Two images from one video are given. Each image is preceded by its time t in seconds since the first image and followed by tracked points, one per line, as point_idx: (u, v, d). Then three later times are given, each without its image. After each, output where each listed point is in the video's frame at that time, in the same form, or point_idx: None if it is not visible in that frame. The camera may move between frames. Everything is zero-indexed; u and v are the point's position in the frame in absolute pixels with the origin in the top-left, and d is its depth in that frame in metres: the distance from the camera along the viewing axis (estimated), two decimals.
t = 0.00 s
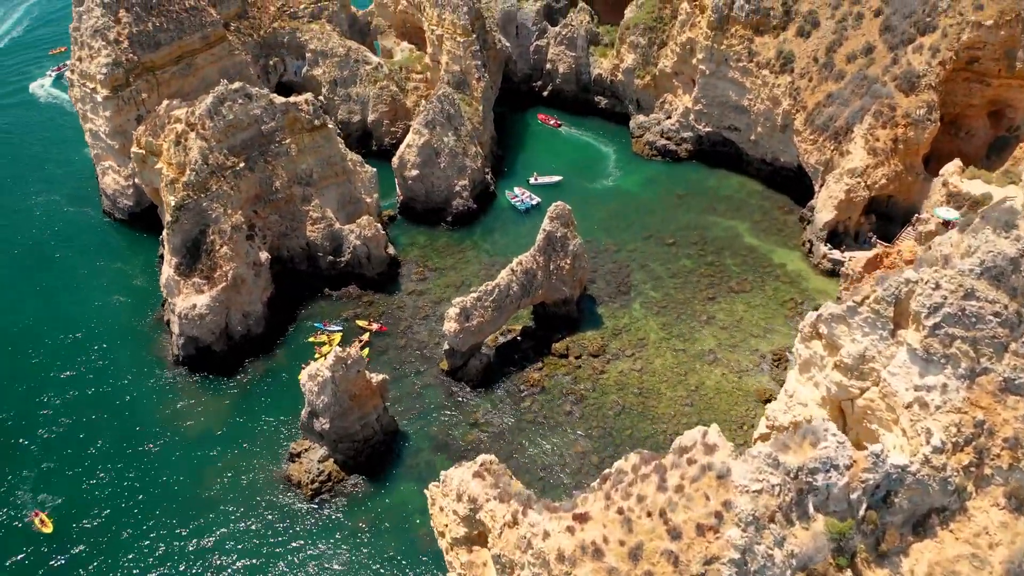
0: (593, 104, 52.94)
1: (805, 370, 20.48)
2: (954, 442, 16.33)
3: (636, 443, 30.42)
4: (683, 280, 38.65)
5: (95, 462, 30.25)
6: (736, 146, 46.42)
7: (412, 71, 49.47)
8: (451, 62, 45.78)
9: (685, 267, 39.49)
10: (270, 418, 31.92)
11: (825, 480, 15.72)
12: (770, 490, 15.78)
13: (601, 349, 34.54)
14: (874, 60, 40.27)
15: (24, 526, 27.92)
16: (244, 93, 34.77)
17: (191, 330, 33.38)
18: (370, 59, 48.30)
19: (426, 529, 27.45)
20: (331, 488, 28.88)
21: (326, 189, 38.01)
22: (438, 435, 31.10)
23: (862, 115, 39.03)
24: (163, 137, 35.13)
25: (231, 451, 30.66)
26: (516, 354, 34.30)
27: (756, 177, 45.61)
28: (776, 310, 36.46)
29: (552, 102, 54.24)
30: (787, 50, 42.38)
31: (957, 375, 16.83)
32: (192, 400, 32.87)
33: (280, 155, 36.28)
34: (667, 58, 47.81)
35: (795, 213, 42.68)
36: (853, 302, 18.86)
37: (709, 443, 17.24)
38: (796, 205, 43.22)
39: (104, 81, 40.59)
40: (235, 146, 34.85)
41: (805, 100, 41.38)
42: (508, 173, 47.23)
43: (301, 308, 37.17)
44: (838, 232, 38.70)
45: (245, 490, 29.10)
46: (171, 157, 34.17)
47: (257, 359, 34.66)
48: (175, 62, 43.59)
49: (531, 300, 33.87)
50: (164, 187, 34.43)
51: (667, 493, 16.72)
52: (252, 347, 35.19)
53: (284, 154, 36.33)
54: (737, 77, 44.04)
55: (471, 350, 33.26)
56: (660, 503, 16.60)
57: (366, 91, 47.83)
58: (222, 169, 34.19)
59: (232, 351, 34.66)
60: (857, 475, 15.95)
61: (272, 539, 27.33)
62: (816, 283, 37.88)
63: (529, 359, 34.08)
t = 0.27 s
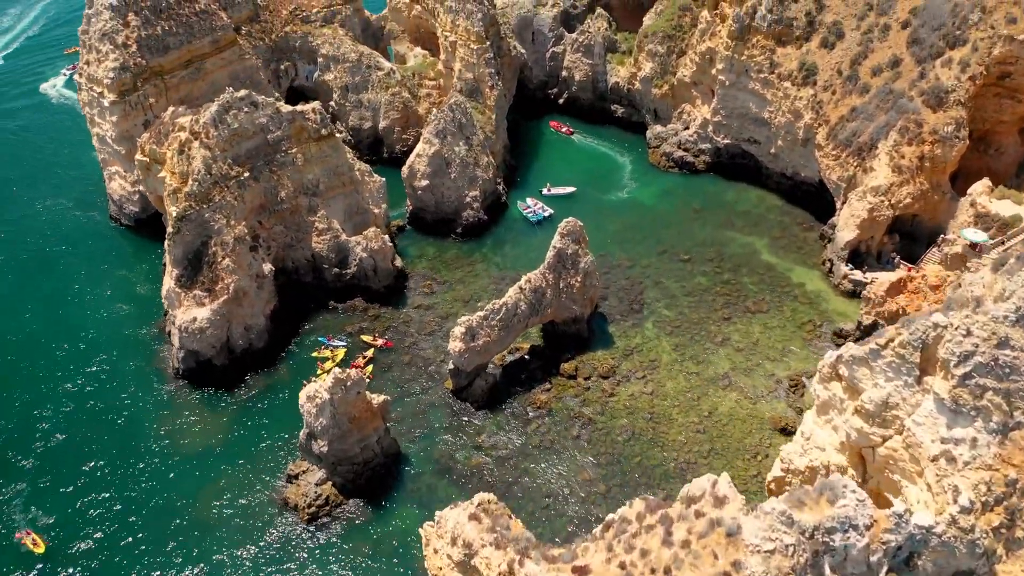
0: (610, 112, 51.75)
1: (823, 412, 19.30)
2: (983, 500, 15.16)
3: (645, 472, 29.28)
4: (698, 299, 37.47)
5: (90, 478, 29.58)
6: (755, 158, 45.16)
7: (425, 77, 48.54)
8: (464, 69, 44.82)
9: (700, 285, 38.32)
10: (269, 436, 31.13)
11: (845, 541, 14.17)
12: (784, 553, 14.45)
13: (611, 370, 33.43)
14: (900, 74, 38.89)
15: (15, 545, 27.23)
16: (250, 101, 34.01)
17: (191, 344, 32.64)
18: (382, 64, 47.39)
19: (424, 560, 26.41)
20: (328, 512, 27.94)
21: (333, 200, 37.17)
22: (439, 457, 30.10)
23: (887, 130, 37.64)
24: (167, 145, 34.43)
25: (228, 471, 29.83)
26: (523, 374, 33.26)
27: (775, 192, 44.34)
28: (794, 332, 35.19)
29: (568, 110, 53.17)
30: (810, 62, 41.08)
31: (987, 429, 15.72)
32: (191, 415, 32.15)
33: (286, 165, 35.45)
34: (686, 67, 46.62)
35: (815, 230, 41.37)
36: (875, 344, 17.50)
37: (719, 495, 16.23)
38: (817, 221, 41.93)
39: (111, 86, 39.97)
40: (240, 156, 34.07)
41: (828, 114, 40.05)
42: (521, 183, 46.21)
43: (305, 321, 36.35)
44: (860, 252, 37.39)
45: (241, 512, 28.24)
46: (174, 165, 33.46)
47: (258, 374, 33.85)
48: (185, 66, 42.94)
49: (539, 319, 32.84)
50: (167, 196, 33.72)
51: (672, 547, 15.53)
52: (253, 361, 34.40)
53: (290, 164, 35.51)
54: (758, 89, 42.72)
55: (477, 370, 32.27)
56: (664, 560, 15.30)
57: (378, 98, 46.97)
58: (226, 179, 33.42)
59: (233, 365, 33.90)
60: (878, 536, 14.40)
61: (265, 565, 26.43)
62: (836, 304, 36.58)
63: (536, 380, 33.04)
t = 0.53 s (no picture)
0: (626, 122, 50.56)
1: (841, 460, 18.10)
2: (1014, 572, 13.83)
3: (653, 504, 28.13)
4: (712, 320, 36.28)
5: (82, 497, 28.85)
6: (774, 172, 43.88)
7: (437, 84, 47.59)
8: (477, 77, 43.82)
9: (715, 305, 37.13)
10: (267, 455, 30.28)
11: None
12: None
13: (621, 393, 32.32)
14: (928, 88, 37.47)
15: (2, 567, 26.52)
16: (254, 110, 33.20)
17: (190, 359, 31.86)
18: (393, 71, 46.46)
19: None
20: (324, 539, 27.00)
21: (339, 211, 36.31)
22: (440, 482, 29.10)
23: (912, 147, 36.25)
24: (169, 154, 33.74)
25: (223, 492, 28.99)
26: (530, 395, 32.22)
27: (795, 207, 43.06)
28: (812, 357, 33.93)
29: (583, 119, 52.10)
30: (833, 75, 39.73)
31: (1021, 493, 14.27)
32: (188, 431, 31.37)
33: (291, 176, 34.62)
34: (705, 78, 45.38)
35: (836, 248, 40.05)
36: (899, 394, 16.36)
37: (727, 555, 15.13)
38: (838, 239, 40.60)
39: (117, 91, 39.32)
40: (243, 166, 33.29)
41: (851, 129, 38.69)
42: (533, 194, 45.17)
43: (308, 335, 35.50)
44: (882, 273, 36.08)
45: (234, 536, 27.39)
46: (176, 175, 32.74)
47: (258, 390, 33.02)
48: (192, 71, 42.25)
49: (547, 340, 31.81)
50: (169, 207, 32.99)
51: None
52: (254, 376, 33.58)
53: (295, 175, 34.68)
54: (779, 101, 41.38)
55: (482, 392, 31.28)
56: None
57: (389, 105, 46.11)
58: (228, 190, 32.62)
59: (233, 381, 33.10)
60: None
61: None
62: (856, 327, 35.27)
63: (543, 402, 31.97)
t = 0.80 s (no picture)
0: (642, 132, 49.41)
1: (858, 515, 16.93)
2: None
3: (660, 538, 27.01)
4: (726, 341, 35.08)
5: (73, 517, 28.14)
6: (794, 187, 42.58)
7: (449, 91, 46.59)
8: (489, 86, 42.82)
9: (730, 325, 35.92)
10: (263, 476, 29.43)
11: None
12: None
13: (629, 418, 31.19)
14: (955, 105, 36.05)
15: None
16: (258, 120, 32.38)
17: (187, 375, 31.05)
18: (404, 78, 45.54)
19: None
20: (318, 567, 26.10)
21: (344, 224, 35.43)
22: (440, 509, 28.11)
23: (938, 166, 34.86)
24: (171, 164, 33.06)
25: (217, 514, 28.17)
26: (535, 419, 31.16)
27: (815, 224, 41.75)
28: (830, 383, 32.65)
29: (598, 128, 50.98)
30: (856, 89, 38.33)
31: None
32: (184, 449, 30.58)
33: (295, 187, 33.77)
34: (723, 89, 44.11)
35: (856, 268, 38.72)
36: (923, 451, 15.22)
37: None
38: (858, 258, 39.31)
39: (122, 96, 38.64)
40: (245, 177, 32.52)
41: (874, 145, 37.29)
42: (545, 205, 44.11)
43: (310, 351, 34.64)
44: (904, 296, 34.75)
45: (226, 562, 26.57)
46: (177, 186, 32.03)
47: (257, 407, 32.18)
48: (200, 77, 41.56)
49: (554, 362, 30.75)
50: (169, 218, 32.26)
51: None
52: (253, 393, 32.74)
53: (299, 186, 33.83)
54: (800, 115, 40.06)
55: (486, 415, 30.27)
56: None
57: (400, 113, 45.23)
58: (230, 202, 31.82)
59: (231, 398, 32.27)
60: None
61: None
62: (876, 352, 33.95)
63: (548, 426, 30.90)
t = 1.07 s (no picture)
0: (657, 142, 48.22)
1: None
2: None
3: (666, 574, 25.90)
4: (740, 365, 33.84)
5: (62, 539, 27.42)
6: (813, 204, 41.27)
7: (460, 100, 45.53)
8: (501, 95, 41.81)
9: (744, 348, 34.68)
10: (257, 498, 28.59)
11: None
12: None
13: (637, 446, 30.05)
14: (984, 123, 34.66)
15: None
16: (260, 131, 31.57)
17: (183, 392, 30.29)
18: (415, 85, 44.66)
19: None
20: None
21: (347, 237, 34.52)
22: (437, 538, 27.09)
23: (964, 187, 33.50)
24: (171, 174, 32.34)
25: (208, 539, 27.32)
26: (539, 444, 30.06)
27: (834, 242, 40.42)
28: (847, 412, 31.38)
29: (612, 138, 49.84)
30: (880, 104, 36.92)
31: None
32: (178, 468, 29.80)
33: (297, 200, 32.90)
34: (742, 101, 42.84)
35: (876, 290, 37.37)
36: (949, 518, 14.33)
37: None
38: (879, 279, 37.95)
39: (126, 103, 37.94)
40: (246, 190, 31.74)
41: (898, 163, 35.90)
42: (556, 218, 43.00)
43: (310, 367, 33.74)
44: (927, 322, 33.34)
45: None
46: (176, 198, 31.29)
47: (253, 425, 31.30)
48: (207, 83, 40.90)
49: (560, 386, 29.69)
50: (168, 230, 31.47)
51: None
52: (251, 411, 31.90)
53: (301, 199, 32.96)
54: (821, 130, 38.72)
55: (489, 441, 29.21)
56: None
57: (409, 121, 44.33)
58: (230, 215, 31.00)
59: (228, 416, 31.46)
60: None
61: None
62: (896, 380, 32.63)
63: (553, 452, 29.81)
